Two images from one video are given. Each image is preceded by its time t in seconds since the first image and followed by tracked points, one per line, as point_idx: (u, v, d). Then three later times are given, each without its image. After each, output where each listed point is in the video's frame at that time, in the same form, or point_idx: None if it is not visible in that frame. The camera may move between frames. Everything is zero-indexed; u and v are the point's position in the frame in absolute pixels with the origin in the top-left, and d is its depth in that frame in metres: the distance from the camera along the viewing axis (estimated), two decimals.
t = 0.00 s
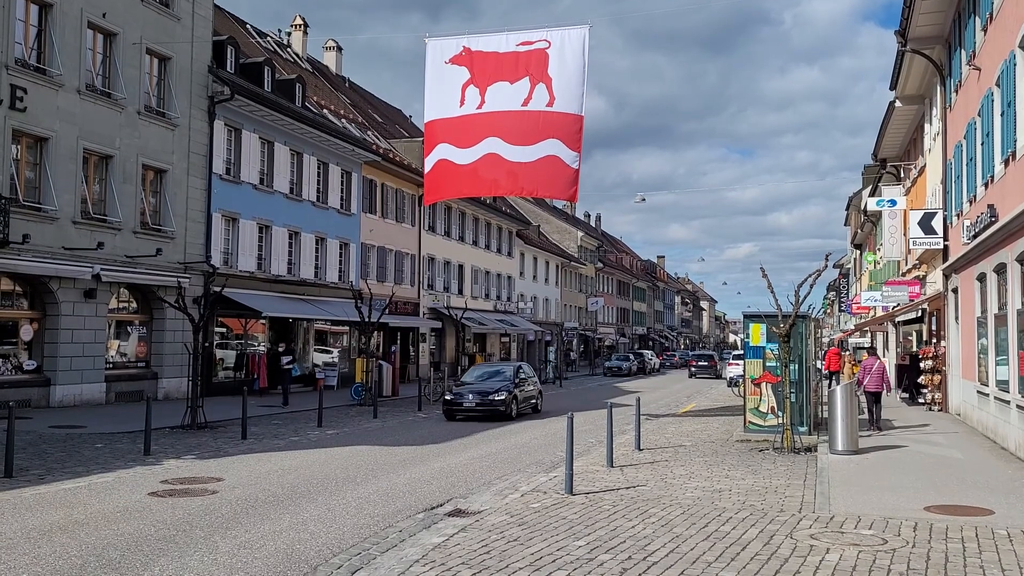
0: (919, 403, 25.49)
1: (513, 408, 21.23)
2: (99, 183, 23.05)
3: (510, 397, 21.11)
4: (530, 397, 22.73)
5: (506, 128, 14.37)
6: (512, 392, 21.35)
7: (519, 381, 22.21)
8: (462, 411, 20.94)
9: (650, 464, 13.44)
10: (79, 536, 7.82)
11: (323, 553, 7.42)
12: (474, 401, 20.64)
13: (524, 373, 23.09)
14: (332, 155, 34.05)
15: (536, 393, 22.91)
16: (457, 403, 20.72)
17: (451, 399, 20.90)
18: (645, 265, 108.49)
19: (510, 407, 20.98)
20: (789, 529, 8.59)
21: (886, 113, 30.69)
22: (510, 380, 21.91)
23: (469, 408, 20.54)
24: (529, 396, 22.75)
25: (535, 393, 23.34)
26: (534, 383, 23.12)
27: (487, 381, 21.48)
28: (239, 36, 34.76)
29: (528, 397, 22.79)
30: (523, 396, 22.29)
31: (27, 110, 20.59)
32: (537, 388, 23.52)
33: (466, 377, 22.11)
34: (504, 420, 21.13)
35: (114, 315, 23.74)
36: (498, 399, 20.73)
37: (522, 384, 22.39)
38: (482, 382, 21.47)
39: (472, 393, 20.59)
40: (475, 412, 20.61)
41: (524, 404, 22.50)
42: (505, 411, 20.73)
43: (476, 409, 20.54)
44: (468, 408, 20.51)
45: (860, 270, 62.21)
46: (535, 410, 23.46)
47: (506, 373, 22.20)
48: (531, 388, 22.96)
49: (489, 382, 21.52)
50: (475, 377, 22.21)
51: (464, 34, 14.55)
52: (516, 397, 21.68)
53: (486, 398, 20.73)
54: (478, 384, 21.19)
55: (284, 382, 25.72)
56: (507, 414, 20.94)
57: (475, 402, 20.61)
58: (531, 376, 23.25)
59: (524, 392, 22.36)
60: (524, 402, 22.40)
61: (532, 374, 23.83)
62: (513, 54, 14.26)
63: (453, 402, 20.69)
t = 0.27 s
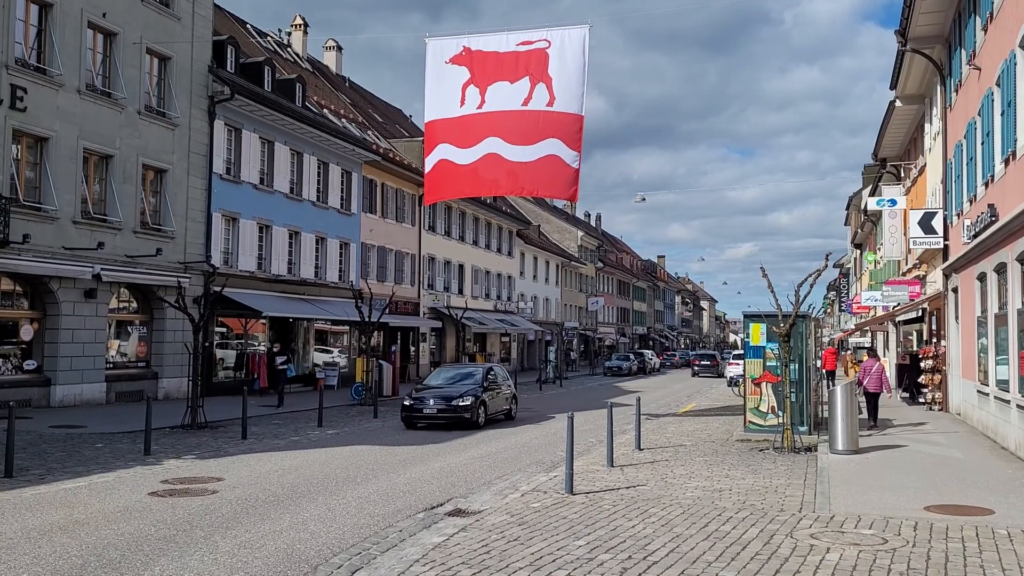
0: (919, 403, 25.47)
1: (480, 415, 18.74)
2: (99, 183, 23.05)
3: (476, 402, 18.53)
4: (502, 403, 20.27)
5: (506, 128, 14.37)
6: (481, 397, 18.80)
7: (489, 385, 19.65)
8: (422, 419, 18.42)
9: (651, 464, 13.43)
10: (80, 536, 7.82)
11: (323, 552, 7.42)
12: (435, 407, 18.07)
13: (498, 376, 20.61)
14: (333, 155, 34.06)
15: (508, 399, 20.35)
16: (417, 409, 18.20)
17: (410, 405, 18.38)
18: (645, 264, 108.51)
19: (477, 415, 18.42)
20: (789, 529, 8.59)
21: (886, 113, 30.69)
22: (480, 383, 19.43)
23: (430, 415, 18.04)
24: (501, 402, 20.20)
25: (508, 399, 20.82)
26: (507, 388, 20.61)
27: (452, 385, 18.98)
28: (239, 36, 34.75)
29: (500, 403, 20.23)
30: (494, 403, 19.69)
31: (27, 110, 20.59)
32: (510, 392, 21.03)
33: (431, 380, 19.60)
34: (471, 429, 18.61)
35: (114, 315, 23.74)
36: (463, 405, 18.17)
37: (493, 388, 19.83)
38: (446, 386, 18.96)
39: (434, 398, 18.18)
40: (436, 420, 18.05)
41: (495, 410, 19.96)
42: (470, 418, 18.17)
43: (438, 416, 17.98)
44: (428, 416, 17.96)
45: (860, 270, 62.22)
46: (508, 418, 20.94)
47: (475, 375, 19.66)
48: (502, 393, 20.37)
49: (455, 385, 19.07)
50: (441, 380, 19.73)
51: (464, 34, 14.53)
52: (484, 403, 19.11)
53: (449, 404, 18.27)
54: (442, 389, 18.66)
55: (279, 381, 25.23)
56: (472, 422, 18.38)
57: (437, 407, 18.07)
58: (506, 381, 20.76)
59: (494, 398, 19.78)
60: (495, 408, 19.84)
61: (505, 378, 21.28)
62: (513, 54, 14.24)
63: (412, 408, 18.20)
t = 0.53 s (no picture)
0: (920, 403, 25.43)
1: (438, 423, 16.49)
2: (99, 182, 23.05)
3: (433, 410, 16.30)
4: (467, 407, 18.10)
5: (507, 127, 14.38)
6: (439, 403, 16.57)
7: (451, 389, 17.45)
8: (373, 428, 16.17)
9: (652, 463, 13.42)
10: (81, 536, 7.82)
11: (323, 552, 7.42)
12: (385, 416, 15.82)
13: (463, 379, 18.44)
14: (333, 154, 34.06)
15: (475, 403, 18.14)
16: (366, 417, 15.94)
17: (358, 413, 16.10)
18: (645, 264, 108.52)
19: (434, 424, 16.19)
20: (789, 528, 8.60)
21: (886, 112, 30.68)
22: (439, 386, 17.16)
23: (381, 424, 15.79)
24: (465, 408, 18.00)
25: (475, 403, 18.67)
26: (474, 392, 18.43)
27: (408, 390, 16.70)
28: (239, 35, 34.75)
29: (464, 409, 18.04)
30: (456, 409, 17.47)
31: (27, 110, 20.59)
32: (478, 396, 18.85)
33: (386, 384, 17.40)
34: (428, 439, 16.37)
35: (115, 315, 23.75)
36: (417, 413, 15.95)
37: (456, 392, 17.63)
38: (401, 391, 16.77)
39: (385, 405, 15.93)
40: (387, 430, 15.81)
41: (459, 415, 17.79)
42: (425, 428, 15.93)
43: (388, 426, 15.73)
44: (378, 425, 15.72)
45: (860, 269, 62.25)
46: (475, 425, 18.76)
47: (436, 378, 17.46)
48: (467, 397, 18.18)
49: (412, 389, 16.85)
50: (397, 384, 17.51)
51: (464, 34, 14.52)
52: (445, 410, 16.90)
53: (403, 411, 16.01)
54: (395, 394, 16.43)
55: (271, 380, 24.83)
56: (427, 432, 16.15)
57: (388, 416, 15.82)
58: (472, 384, 18.60)
59: (457, 403, 17.56)
60: (458, 414, 17.65)
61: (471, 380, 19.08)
62: (513, 54, 14.24)
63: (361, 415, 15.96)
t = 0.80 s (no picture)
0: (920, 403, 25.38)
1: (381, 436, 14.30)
2: (100, 182, 23.06)
3: (374, 421, 14.08)
4: (421, 416, 16.01)
5: (507, 127, 14.38)
6: (382, 414, 14.40)
7: (398, 397, 15.32)
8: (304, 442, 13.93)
9: (652, 463, 13.41)
10: (81, 535, 7.82)
11: (323, 551, 7.42)
12: (317, 428, 13.64)
13: (416, 384, 16.37)
14: (333, 154, 34.06)
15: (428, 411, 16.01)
16: (297, 429, 13.76)
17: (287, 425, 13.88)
18: (646, 264, 108.53)
19: (375, 438, 13.98)
20: (790, 527, 8.60)
21: (887, 112, 30.66)
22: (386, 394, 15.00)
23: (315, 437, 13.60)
24: (417, 417, 15.92)
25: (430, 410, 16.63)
26: (427, 399, 16.37)
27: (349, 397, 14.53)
28: (239, 35, 34.77)
29: (415, 418, 15.95)
30: (404, 419, 15.37)
31: (28, 110, 20.60)
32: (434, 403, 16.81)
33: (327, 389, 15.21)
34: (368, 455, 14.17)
35: (116, 314, 23.76)
36: (354, 425, 13.75)
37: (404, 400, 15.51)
38: (340, 399, 14.63)
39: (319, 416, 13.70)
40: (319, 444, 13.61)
41: (409, 426, 15.67)
42: (364, 442, 13.71)
43: (321, 440, 13.53)
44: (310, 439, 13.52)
45: (860, 269, 62.26)
46: (431, 436, 16.72)
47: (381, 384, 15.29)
48: (419, 405, 16.01)
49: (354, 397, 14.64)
50: (340, 391, 15.38)
51: (465, 33, 14.52)
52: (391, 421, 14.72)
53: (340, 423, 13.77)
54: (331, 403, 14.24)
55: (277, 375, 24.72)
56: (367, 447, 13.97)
57: (321, 428, 13.64)
58: (427, 389, 16.51)
59: (406, 412, 15.43)
60: (406, 425, 15.49)
61: (427, 386, 16.97)
62: (513, 54, 14.23)
63: (291, 427, 13.81)
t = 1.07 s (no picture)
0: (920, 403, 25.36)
1: (304, 453, 11.77)
2: (100, 182, 23.06)
3: (294, 435, 11.57)
4: (362, 425, 13.55)
5: (507, 127, 14.38)
6: (305, 426, 11.85)
7: (330, 405, 12.73)
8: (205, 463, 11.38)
9: (653, 463, 13.40)
10: (82, 535, 7.82)
11: (324, 551, 7.42)
12: (220, 446, 11.07)
13: (354, 390, 13.84)
14: (334, 154, 34.05)
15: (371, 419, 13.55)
16: (196, 446, 11.17)
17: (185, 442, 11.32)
18: (646, 263, 108.52)
19: (293, 455, 11.45)
20: (791, 527, 8.60)
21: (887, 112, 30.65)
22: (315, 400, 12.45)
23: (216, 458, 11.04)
24: (357, 427, 13.40)
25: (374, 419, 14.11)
26: (370, 406, 13.84)
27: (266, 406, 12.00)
28: (239, 35, 34.78)
29: (354, 428, 13.41)
30: (339, 430, 12.87)
31: (28, 110, 20.60)
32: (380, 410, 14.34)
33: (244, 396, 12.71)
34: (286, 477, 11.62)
35: (116, 314, 23.77)
36: (266, 441, 11.17)
37: (338, 410, 12.94)
38: (257, 407, 12.10)
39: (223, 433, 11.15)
40: (223, 466, 11.03)
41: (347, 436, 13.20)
42: (279, 462, 11.16)
43: (225, 460, 11.01)
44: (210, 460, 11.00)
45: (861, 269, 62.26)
46: (374, 451, 14.22)
47: (308, 390, 12.67)
48: (361, 411, 13.56)
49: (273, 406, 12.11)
50: (263, 394, 12.88)
51: (465, 33, 14.52)
52: (316, 434, 12.13)
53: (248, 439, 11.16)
54: (242, 413, 11.70)
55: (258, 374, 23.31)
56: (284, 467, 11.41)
57: (227, 445, 11.09)
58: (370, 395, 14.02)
59: (343, 421, 12.97)
60: (341, 438, 12.93)
61: (374, 388, 14.55)
62: (514, 54, 14.23)
63: (189, 443, 11.26)
